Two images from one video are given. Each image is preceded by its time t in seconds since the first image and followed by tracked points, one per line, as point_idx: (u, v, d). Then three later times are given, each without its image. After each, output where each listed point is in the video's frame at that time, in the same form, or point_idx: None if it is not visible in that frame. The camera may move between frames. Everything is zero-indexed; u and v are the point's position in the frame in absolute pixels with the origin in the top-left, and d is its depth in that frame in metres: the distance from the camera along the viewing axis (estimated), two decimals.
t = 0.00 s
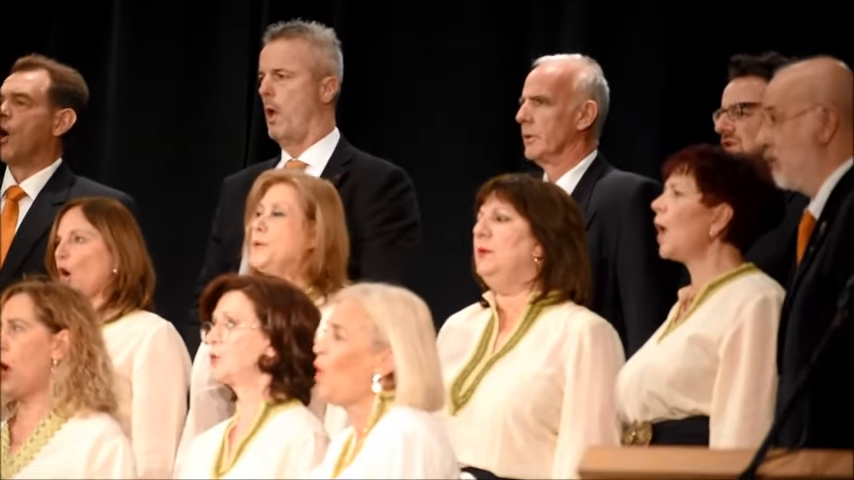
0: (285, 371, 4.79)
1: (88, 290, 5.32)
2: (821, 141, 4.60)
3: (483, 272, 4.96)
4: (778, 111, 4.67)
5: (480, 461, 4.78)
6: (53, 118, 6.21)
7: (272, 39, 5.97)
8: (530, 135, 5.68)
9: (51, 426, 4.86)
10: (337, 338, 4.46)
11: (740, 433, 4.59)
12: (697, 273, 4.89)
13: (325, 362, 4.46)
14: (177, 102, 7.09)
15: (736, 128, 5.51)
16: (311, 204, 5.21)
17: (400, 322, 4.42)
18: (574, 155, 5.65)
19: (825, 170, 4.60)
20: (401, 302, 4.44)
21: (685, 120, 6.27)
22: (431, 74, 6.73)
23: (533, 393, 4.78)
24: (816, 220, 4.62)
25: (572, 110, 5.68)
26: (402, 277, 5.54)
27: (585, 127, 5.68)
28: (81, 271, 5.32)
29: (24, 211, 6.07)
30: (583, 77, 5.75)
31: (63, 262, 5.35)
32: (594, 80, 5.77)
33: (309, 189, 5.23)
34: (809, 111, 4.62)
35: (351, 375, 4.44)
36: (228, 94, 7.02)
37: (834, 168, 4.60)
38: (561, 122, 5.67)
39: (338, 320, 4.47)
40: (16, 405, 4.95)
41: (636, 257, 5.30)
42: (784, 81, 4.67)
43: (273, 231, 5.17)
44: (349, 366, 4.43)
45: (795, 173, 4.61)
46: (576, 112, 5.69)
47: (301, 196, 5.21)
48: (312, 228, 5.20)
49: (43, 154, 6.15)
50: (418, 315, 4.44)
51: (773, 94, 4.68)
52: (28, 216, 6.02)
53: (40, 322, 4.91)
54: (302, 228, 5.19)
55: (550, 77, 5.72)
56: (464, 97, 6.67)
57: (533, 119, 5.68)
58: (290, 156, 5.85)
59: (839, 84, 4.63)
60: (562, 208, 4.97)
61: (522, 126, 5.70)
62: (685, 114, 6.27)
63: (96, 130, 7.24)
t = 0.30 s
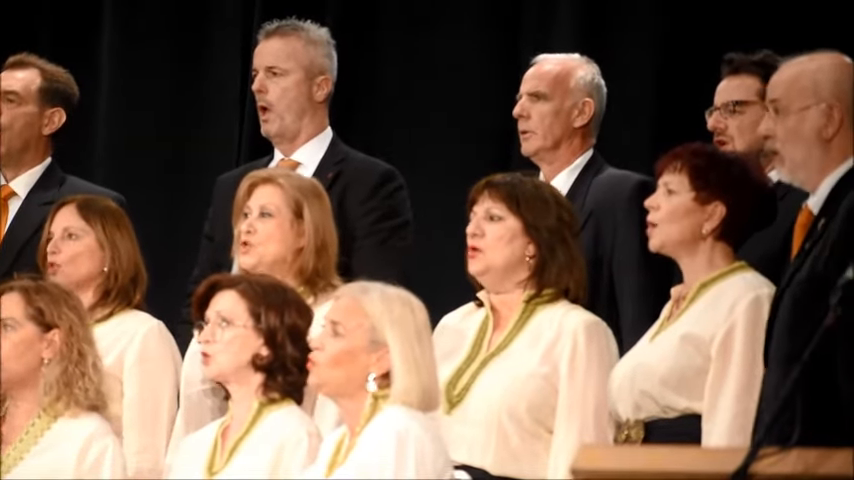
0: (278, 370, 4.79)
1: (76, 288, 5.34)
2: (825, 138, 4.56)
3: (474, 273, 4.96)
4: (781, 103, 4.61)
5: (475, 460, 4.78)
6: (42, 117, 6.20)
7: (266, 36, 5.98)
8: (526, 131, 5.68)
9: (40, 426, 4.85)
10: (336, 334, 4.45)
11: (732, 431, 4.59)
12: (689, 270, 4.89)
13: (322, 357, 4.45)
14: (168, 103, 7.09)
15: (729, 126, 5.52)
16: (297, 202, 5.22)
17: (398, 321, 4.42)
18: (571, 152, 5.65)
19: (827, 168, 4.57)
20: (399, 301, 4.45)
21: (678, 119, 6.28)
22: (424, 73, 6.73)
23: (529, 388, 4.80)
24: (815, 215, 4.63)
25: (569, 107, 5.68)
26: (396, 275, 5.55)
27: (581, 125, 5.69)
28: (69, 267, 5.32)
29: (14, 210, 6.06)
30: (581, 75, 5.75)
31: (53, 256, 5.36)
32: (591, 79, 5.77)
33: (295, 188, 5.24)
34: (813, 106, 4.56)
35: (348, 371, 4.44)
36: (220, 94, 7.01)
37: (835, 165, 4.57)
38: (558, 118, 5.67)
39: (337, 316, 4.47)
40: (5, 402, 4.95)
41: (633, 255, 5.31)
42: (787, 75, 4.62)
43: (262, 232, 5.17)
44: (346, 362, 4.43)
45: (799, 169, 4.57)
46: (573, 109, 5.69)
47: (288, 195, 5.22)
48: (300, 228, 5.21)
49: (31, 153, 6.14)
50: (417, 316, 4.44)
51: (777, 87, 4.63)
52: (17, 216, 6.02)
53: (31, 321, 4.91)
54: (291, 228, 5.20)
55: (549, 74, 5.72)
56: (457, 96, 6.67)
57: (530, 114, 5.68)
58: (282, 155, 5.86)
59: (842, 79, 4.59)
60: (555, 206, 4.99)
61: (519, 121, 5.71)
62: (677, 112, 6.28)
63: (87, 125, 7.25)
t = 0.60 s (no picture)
0: (271, 369, 4.79)
1: (65, 284, 5.33)
2: (822, 134, 4.56)
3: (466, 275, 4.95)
4: (780, 98, 4.62)
5: (466, 460, 4.79)
6: (33, 116, 6.16)
7: (258, 35, 5.97)
8: (520, 129, 5.67)
9: (33, 426, 4.85)
10: (327, 332, 4.44)
11: (724, 430, 4.60)
12: (681, 270, 4.89)
13: (312, 356, 4.44)
14: (159, 101, 7.08)
15: (721, 124, 5.52)
16: (287, 201, 5.21)
17: (390, 321, 4.41)
18: (565, 151, 5.65)
19: (823, 165, 4.56)
20: (391, 301, 4.44)
21: (669, 118, 6.27)
22: (415, 72, 6.72)
23: (519, 387, 4.79)
24: (808, 213, 4.57)
25: (564, 105, 5.68)
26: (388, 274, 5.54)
27: (576, 123, 5.69)
28: (59, 264, 5.32)
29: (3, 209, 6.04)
30: (576, 74, 5.75)
31: (43, 251, 5.36)
32: (586, 78, 5.77)
33: (284, 188, 5.23)
34: (812, 102, 4.57)
35: (339, 369, 4.43)
36: (211, 92, 7.02)
37: (832, 162, 4.56)
38: (552, 116, 5.66)
39: (328, 314, 4.46)
40: None
41: (627, 256, 5.31)
42: (788, 70, 4.62)
43: (251, 232, 5.17)
44: (338, 361, 4.42)
45: (794, 165, 4.57)
46: (567, 108, 5.69)
47: (277, 195, 5.21)
48: (290, 227, 5.20)
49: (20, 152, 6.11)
50: (408, 315, 4.43)
51: (777, 81, 4.63)
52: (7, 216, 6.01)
53: (22, 320, 4.89)
54: (280, 227, 5.19)
55: (543, 72, 5.71)
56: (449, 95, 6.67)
57: (525, 112, 5.67)
58: (273, 154, 5.85)
59: (843, 77, 4.59)
60: (545, 205, 4.98)
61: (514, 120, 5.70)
62: (669, 110, 6.27)
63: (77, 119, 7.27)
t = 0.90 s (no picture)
0: (264, 368, 4.77)
1: (57, 283, 5.32)
2: (786, 140, 4.52)
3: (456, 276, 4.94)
4: (744, 104, 4.59)
5: (455, 459, 4.77)
6: (24, 116, 6.12)
7: (251, 32, 5.95)
8: (513, 127, 5.67)
9: (30, 425, 4.83)
10: (321, 328, 4.44)
11: (717, 429, 4.58)
12: (673, 270, 4.88)
13: (306, 352, 4.43)
14: (154, 97, 7.08)
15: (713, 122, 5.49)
16: (281, 201, 5.20)
17: (384, 319, 4.40)
18: (558, 150, 5.63)
19: (791, 171, 4.52)
20: (386, 300, 4.43)
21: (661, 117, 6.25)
22: (408, 71, 6.71)
23: (509, 386, 4.78)
24: (785, 221, 4.54)
25: (557, 104, 5.67)
26: (379, 274, 5.52)
27: (569, 123, 5.67)
28: (50, 263, 5.31)
29: None
30: (569, 74, 5.74)
31: (35, 249, 5.34)
32: (580, 78, 5.76)
33: (277, 187, 5.22)
34: (775, 108, 4.53)
35: (333, 368, 4.42)
36: (204, 86, 6.98)
37: (800, 168, 4.51)
38: (546, 115, 5.65)
39: (323, 310, 4.46)
40: None
41: (620, 256, 5.30)
42: (752, 77, 4.59)
43: (246, 233, 5.16)
44: (331, 357, 4.41)
45: (761, 173, 4.53)
46: (561, 107, 5.68)
47: (271, 195, 5.20)
48: (284, 226, 5.18)
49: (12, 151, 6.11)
50: (402, 316, 4.43)
51: (741, 89, 4.60)
52: None
53: (18, 319, 4.88)
54: (275, 226, 5.17)
55: (537, 70, 5.71)
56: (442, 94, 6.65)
57: (518, 110, 5.67)
58: (264, 153, 5.83)
59: (808, 83, 4.54)
60: (532, 202, 4.96)
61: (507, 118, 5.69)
62: (661, 110, 6.25)
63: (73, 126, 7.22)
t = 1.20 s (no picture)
0: (258, 368, 4.77)
1: (50, 281, 5.31)
2: (760, 144, 4.54)
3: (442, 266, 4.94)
4: (719, 108, 4.62)
5: (447, 460, 4.75)
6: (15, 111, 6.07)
7: (248, 29, 5.95)
8: (504, 124, 5.66)
9: (27, 423, 4.82)
10: (310, 329, 4.44)
11: (711, 430, 4.54)
12: (665, 269, 4.86)
13: (296, 353, 4.43)
14: (147, 93, 7.07)
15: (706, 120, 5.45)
16: (277, 200, 5.19)
17: (374, 318, 4.41)
18: (548, 149, 5.63)
19: (765, 173, 4.54)
20: (376, 299, 4.44)
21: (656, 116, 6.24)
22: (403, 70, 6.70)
23: (501, 387, 4.77)
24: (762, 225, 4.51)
25: (550, 103, 5.68)
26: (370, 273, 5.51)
27: (561, 122, 5.68)
28: (40, 263, 5.30)
29: None
30: (563, 74, 5.74)
31: (27, 250, 5.33)
32: (573, 79, 5.76)
33: (274, 186, 5.21)
34: (750, 112, 4.56)
35: (324, 369, 4.42)
36: (198, 82, 6.98)
37: (775, 170, 4.53)
38: (537, 113, 5.65)
39: (311, 312, 4.46)
40: None
41: (610, 254, 5.28)
42: (728, 82, 4.62)
43: (242, 231, 5.15)
44: (322, 357, 4.41)
45: (733, 173, 4.56)
46: (553, 106, 5.68)
47: (267, 194, 5.19)
48: (281, 226, 5.18)
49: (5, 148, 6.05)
50: (392, 314, 4.43)
51: (717, 92, 4.63)
52: None
53: (13, 318, 4.87)
54: (271, 225, 5.17)
55: (531, 69, 5.72)
56: (436, 93, 6.65)
57: (510, 108, 5.66)
58: (258, 151, 5.82)
59: (783, 88, 4.57)
60: (526, 201, 4.97)
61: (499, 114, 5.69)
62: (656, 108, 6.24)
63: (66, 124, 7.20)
